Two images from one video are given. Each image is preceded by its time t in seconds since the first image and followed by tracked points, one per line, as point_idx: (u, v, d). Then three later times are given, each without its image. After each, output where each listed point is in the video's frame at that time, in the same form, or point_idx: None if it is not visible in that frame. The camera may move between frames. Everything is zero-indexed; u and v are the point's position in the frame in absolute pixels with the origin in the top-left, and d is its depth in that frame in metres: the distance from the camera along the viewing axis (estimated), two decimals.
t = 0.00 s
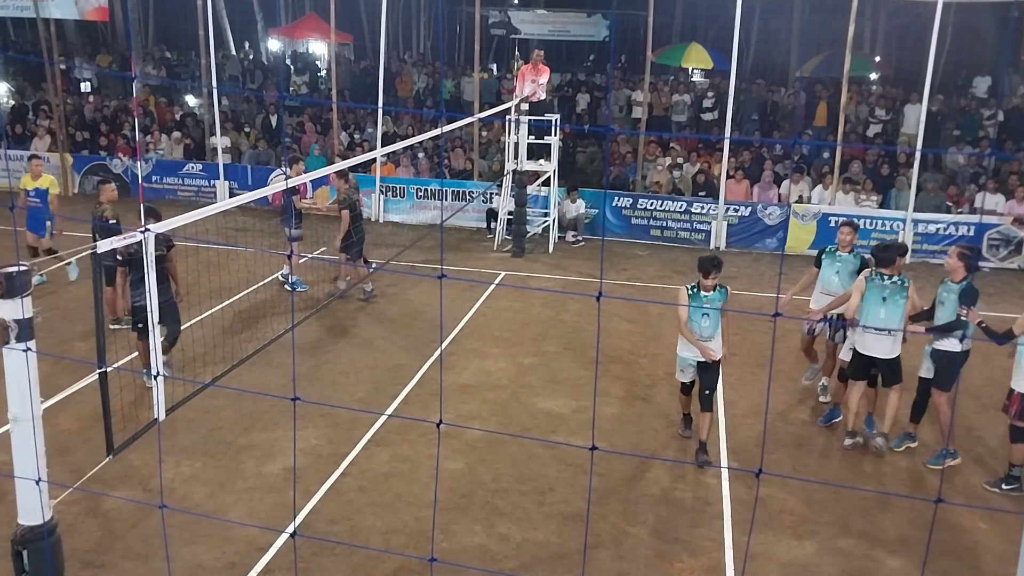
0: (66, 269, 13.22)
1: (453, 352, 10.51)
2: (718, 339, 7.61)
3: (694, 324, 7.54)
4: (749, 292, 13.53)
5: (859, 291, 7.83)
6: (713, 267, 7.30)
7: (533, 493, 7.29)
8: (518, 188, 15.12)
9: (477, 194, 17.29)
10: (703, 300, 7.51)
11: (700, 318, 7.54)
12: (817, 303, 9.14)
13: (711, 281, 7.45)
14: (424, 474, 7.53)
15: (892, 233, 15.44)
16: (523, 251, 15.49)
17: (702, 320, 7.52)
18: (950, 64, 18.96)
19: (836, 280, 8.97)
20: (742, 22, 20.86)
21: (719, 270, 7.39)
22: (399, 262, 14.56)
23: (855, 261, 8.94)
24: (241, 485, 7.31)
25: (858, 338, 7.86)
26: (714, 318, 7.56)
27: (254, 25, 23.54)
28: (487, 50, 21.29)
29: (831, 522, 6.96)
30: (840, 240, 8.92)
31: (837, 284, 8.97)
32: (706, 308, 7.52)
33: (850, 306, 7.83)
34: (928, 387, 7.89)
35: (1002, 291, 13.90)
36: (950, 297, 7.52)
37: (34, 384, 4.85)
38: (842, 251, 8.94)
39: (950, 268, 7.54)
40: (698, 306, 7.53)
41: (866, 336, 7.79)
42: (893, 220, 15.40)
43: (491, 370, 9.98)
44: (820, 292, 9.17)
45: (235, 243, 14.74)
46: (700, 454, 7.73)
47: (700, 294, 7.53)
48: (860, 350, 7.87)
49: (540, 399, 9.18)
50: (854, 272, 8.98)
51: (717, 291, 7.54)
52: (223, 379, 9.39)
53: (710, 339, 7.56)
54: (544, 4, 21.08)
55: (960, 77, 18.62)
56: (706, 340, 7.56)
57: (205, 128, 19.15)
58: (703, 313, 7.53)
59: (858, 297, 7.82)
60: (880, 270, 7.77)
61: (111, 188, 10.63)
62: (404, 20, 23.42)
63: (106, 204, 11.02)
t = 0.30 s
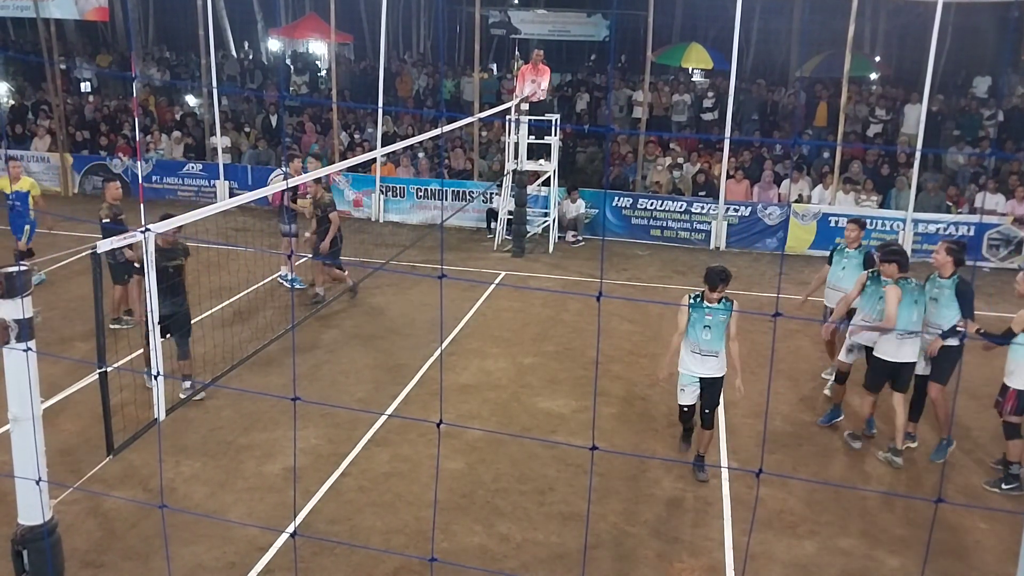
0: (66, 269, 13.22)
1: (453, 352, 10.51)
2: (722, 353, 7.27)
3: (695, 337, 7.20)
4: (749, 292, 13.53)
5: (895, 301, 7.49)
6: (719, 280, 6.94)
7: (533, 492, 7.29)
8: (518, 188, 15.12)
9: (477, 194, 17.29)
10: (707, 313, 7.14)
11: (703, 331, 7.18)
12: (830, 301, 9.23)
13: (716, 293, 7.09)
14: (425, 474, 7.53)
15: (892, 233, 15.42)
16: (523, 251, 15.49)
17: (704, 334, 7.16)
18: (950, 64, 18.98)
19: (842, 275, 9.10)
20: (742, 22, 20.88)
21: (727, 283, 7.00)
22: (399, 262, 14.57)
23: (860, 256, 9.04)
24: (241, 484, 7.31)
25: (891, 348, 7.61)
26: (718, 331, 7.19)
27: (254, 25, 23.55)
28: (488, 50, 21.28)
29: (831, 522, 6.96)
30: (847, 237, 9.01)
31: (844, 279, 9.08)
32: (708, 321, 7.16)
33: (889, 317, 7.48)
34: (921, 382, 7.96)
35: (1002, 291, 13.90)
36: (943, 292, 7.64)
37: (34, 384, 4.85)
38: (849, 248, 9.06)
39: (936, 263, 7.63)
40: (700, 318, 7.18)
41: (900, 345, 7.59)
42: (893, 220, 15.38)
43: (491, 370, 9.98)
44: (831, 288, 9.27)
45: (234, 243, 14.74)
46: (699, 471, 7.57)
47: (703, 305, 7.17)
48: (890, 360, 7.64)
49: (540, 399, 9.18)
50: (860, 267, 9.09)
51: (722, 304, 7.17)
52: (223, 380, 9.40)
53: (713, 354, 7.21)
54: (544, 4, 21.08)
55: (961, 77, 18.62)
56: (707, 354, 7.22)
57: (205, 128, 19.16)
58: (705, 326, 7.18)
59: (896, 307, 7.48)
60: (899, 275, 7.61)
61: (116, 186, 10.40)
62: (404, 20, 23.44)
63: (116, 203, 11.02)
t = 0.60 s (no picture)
0: (66, 269, 13.22)
1: (453, 352, 10.51)
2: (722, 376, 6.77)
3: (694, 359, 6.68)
4: (749, 292, 13.52)
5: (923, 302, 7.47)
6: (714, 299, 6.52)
7: (533, 492, 7.29)
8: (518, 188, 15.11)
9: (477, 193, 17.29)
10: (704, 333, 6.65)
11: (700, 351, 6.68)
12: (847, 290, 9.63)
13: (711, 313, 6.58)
14: (425, 474, 7.53)
15: (892, 233, 15.44)
16: (523, 250, 15.48)
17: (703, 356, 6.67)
18: (950, 64, 18.98)
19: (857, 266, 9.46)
20: (742, 22, 20.88)
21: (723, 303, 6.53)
22: (399, 262, 14.56)
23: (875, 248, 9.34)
24: (241, 484, 7.31)
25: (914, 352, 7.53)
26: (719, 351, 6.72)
27: (254, 25, 23.55)
28: (487, 50, 21.26)
29: (831, 522, 6.96)
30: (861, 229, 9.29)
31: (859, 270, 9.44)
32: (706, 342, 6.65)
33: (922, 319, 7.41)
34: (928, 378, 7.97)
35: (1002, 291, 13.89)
36: (956, 292, 7.71)
37: (34, 385, 4.85)
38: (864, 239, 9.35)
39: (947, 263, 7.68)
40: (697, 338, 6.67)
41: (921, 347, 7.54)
42: (894, 221, 15.40)
43: (491, 370, 9.98)
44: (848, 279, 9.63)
45: (234, 243, 14.74)
46: (699, 474, 7.57)
47: (697, 326, 6.67)
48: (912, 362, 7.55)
49: (540, 400, 9.18)
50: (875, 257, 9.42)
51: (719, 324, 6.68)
52: (223, 380, 9.40)
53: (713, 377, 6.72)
54: (544, 4, 21.07)
55: (961, 77, 18.63)
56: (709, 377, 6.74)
57: (205, 128, 19.15)
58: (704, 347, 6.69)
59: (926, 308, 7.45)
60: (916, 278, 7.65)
61: (118, 185, 10.40)
62: (404, 20, 23.44)
63: (122, 199, 11.04)
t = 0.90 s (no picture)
0: (65, 269, 13.21)
1: (453, 352, 10.50)
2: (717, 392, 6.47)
3: (684, 374, 6.43)
4: (749, 292, 13.52)
5: (936, 310, 7.26)
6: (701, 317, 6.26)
7: (533, 492, 7.29)
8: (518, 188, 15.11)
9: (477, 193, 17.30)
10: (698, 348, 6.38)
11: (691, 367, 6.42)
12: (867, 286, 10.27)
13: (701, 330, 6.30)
14: (425, 474, 7.53)
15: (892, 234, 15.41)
16: (523, 250, 15.48)
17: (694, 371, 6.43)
18: (950, 63, 18.99)
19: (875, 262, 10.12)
20: (742, 22, 20.89)
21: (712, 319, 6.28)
22: (399, 262, 14.56)
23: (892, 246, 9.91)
24: (241, 484, 7.31)
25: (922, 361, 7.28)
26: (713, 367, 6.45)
27: (254, 25, 23.54)
28: (487, 50, 21.24)
29: (831, 522, 6.95)
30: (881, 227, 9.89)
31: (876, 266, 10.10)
32: (699, 356, 6.39)
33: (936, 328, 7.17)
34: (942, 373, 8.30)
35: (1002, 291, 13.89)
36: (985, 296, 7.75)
37: (34, 385, 4.84)
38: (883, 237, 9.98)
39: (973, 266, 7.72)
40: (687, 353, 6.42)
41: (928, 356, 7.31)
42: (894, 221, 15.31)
43: (491, 370, 9.98)
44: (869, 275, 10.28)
45: (234, 243, 14.74)
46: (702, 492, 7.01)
47: (690, 339, 6.42)
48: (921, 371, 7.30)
49: (540, 399, 9.18)
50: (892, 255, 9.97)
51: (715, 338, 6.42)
52: (223, 380, 9.40)
53: (704, 394, 6.42)
54: (544, 4, 21.06)
55: (961, 77, 18.63)
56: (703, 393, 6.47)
57: (205, 128, 19.14)
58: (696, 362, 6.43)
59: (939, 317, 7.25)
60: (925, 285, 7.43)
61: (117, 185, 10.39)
62: (404, 20, 23.43)
63: (122, 199, 11.01)
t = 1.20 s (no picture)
0: (66, 269, 13.21)
1: (453, 352, 10.50)
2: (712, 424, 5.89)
3: (674, 407, 5.85)
4: (749, 292, 13.52)
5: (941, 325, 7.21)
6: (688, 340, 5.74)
7: (533, 492, 7.29)
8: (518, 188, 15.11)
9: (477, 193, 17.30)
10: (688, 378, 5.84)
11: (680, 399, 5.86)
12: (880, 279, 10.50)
13: (690, 358, 5.77)
14: (425, 474, 7.53)
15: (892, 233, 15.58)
16: (523, 251, 15.48)
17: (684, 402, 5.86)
18: (949, 63, 18.99)
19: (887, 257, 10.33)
20: (742, 21, 20.89)
21: (701, 347, 5.75)
22: (399, 262, 14.56)
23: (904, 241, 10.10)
24: (241, 484, 7.31)
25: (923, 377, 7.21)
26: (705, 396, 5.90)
27: (254, 25, 23.55)
28: (487, 50, 21.24)
29: (831, 522, 6.96)
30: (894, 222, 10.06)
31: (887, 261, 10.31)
32: (693, 387, 5.84)
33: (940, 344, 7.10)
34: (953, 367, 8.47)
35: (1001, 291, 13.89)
36: (998, 287, 8.03)
37: (34, 384, 4.85)
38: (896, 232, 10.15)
39: (987, 258, 8.03)
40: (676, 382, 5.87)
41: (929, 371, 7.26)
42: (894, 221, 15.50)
43: (491, 370, 9.98)
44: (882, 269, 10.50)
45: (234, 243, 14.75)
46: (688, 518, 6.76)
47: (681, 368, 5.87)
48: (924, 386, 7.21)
49: (540, 399, 9.18)
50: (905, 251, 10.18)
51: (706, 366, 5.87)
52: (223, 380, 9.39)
53: (698, 428, 5.84)
54: (544, 4, 21.06)
55: (961, 77, 18.58)
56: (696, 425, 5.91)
57: (205, 128, 19.14)
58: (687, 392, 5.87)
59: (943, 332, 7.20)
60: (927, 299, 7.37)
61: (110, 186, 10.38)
62: (404, 20, 23.43)
63: (117, 201, 10.98)
